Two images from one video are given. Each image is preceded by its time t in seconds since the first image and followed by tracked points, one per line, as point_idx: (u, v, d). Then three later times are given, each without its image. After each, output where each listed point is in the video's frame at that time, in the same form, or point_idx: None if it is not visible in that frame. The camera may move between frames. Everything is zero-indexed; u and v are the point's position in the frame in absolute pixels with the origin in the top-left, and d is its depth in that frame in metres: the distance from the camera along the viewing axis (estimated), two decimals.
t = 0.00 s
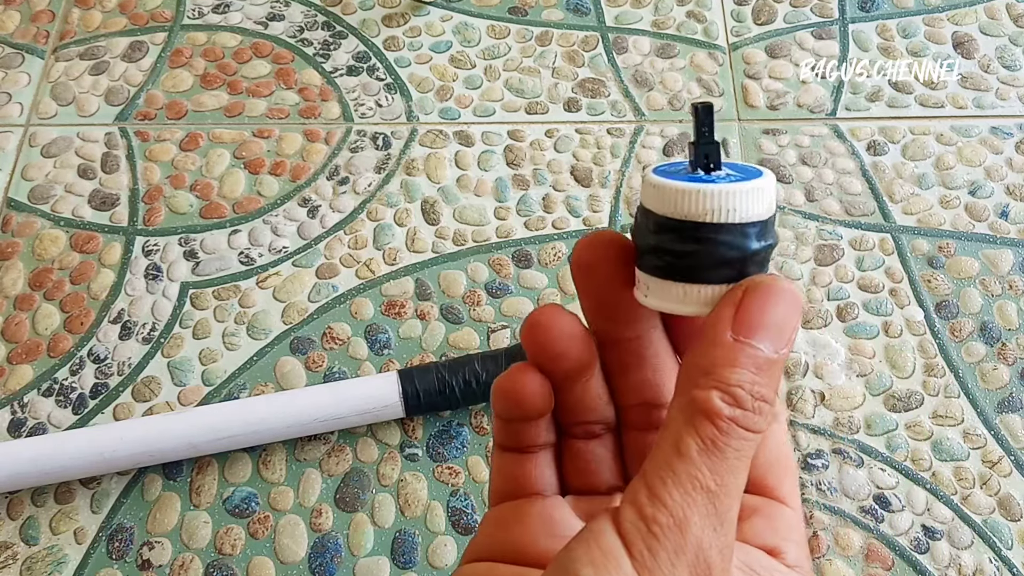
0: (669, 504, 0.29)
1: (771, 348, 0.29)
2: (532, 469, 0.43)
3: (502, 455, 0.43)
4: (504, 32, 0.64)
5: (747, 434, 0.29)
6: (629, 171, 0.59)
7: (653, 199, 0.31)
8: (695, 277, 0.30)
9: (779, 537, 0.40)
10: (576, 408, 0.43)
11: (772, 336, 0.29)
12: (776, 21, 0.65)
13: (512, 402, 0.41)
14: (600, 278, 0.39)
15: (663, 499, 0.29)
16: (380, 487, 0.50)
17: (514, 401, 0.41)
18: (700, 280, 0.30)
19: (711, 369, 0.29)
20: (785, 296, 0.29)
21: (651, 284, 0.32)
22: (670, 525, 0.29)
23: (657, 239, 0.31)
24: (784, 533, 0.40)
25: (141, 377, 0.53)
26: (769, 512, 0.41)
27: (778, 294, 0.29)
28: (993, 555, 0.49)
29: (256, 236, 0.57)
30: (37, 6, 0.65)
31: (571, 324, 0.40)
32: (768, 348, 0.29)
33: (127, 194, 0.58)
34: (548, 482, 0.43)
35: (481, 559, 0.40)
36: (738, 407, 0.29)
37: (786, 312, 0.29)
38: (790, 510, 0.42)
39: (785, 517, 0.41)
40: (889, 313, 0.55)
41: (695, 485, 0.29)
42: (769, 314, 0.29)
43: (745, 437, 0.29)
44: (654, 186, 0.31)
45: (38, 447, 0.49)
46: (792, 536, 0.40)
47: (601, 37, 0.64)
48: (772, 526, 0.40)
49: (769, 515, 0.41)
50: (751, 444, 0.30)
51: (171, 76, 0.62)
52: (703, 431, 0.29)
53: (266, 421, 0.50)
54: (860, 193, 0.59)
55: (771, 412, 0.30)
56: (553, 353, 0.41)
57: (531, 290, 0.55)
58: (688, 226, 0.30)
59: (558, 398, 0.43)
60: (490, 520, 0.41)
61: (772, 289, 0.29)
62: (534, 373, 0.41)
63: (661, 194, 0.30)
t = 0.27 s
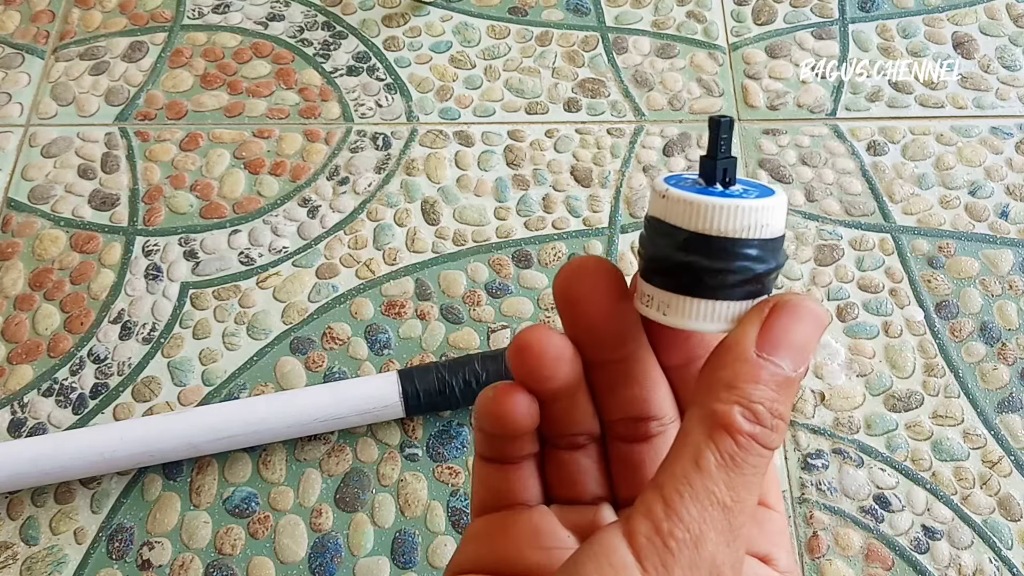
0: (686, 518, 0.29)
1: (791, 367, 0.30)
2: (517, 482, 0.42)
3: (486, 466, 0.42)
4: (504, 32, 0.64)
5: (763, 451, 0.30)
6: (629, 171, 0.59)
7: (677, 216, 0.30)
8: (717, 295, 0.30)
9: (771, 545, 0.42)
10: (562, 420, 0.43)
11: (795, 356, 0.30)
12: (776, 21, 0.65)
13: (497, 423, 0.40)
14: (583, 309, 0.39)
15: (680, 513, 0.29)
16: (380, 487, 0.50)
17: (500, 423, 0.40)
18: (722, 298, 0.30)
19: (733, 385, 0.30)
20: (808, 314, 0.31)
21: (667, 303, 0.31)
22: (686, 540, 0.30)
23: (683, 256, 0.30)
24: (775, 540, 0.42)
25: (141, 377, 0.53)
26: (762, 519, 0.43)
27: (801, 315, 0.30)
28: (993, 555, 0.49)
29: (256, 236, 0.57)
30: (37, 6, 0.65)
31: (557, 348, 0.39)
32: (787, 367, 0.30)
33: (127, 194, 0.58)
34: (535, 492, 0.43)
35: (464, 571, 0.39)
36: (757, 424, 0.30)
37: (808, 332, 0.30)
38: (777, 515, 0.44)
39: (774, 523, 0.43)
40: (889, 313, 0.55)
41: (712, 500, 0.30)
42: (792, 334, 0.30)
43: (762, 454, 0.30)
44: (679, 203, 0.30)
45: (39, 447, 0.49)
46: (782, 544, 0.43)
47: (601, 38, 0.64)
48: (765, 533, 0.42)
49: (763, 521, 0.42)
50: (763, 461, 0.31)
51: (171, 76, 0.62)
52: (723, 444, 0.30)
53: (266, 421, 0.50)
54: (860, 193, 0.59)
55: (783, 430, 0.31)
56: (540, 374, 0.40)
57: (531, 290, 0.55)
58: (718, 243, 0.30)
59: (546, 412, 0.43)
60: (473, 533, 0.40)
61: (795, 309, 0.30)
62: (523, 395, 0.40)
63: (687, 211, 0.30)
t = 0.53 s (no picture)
0: (684, 522, 0.30)
1: (789, 369, 0.31)
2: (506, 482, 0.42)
3: (474, 466, 0.42)
4: (504, 32, 0.64)
5: (760, 453, 0.31)
6: (629, 171, 0.59)
7: (684, 215, 0.30)
8: (720, 296, 0.30)
9: (765, 545, 0.41)
10: (552, 421, 0.43)
11: (795, 358, 0.30)
12: (776, 21, 0.65)
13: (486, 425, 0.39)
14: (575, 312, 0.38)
15: (677, 516, 0.30)
16: (380, 487, 0.50)
17: (490, 426, 0.39)
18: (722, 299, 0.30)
19: (733, 387, 0.30)
20: (808, 316, 0.31)
21: (668, 303, 0.31)
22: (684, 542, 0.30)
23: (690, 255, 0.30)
24: (768, 540, 0.42)
25: (141, 377, 0.53)
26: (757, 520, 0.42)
27: (799, 316, 0.31)
28: (993, 555, 0.49)
29: (256, 236, 0.57)
30: (37, 6, 0.65)
31: (548, 352, 0.39)
32: (785, 368, 0.30)
33: (127, 194, 0.58)
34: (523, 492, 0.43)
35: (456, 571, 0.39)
36: (756, 426, 0.30)
37: (807, 334, 0.31)
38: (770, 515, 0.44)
39: (768, 523, 0.43)
40: (889, 313, 0.55)
41: (711, 502, 0.30)
42: (792, 336, 0.30)
43: (760, 456, 0.31)
44: (687, 202, 0.30)
45: (39, 447, 0.49)
46: (775, 544, 0.42)
47: (601, 38, 0.64)
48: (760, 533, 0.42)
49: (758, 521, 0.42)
50: (760, 464, 0.31)
51: (171, 76, 0.62)
52: (721, 445, 0.30)
53: (266, 422, 0.50)
54: (860, 193, 0.59)
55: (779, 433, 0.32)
56: (530, 378, 0.40)
57: (531, 290, 0.55)
58: (725, 244, 0.29)
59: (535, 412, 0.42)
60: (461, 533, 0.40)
61: (795, 310, 0.31)
62: (513, 400, 0.39)
63: (695, 211, 0.30)
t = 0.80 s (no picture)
0: (682, 516, 0.30)
1: (785, 365, 0.31)
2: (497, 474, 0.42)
3: (465, 457, 0.42)
4: (504, 32, 0.64)
5: (757, 449, 0.31)
6: (629, 171, 0.59)
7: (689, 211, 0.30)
8: (720, 292, 0.30)
9: (756, 538, 0.42)
10: (544, 413, 0.43)
11: (790, 355, 0.31)
12: (776, 21, 0.65)
13: (479, 418, 0.39)
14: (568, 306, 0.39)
15: (675, 510, 0.30)
16: (380, 487, 0.50)
17: (483, 419, 0.39)
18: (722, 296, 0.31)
19: (731, 382, 0.30)
20: (806, 314, 0.31)
21: (669, 297, 0.31)
22: (681, 537, 0.30)
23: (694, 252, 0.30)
24: (758, 534, 0.42)
25: (141, 377, 0.53)
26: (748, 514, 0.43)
27: (796, 314, 0.31)
28: (993, 555, 0.49)
29: (256, 236, 0.57)
30: (38, 7, 0.65)
31: (544, 349, 0.40)
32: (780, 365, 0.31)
33: (127, 194, 0.58)
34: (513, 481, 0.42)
35: (442, 561, 0.39)
36: (752, 422, 0.30)
37: (803, 332, 0.31)
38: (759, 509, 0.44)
39: (757, 516, 0.43)
40: (889, 313, 0.55)
41: (708, 496, 0.30)
42: (789, 334, 0.31)
43: (756, 452, 0.31)
44: (694, 198, 0.30)
45: (39, 447, 0.49)
46: (766, 538, 0.43)
47: (601, 38, 0.64)
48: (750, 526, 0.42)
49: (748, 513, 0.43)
50: (756, 460, 0.31)
51: (171, 76, 0.62)
52: (719, 440, 0.30)
53: (266, 422, 0.50)
54: (860, 193, 0.59)
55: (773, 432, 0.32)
56: (524, 374, 0.40)
57: (531, 290, 0.55)
58: (731, 242, 0.29)
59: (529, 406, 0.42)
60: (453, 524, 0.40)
61: (793, 309, 0.31)
62: (507, 394, 0.39)
63: (701, 207, 0.30)
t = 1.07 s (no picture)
0: (695, 526, 0.30)
1: (800, 369, 0.31)
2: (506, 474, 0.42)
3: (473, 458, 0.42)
4: (504, 32, 0.64)
5: (771, 455, 0.31)
6: (629, 171, 0.59)
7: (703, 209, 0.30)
8: (733, 293, 0.30)
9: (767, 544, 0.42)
10: (556, 413, 0.43)
11: (808, 360, 0.31)
12: (776, 21, 0.65)
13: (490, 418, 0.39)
14: (586, 303, 0.38)
15: (687, 518, 0.30)
16: (380, 487, 0.50)
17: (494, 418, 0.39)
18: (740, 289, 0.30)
19: (745, 387, 0.30)
20: (822, 318, 0.31)
21: (681, 297, 0.31)
22: (695, 546, 0.30)
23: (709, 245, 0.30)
24: (770, 540, 0.42)
25: (140, 377, 0.53)
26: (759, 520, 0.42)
27: (814, 318, 0.31)
28: (993, 555, 0.49)
29: (256, 236, 0.57)
30: (37, 6, 0.65)
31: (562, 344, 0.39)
32: (797, 368, 0.31)
33: (127, 194, 0.58)
34: (523, 483, 0.42)
35: (450, 561, 0.39)
36: (767, 428, 0.30)
37: (820, 338, 0.31)
38: (772, 512, 0.44)
39: (770, 521, 0.43)
40: (889, 313, 0.55)
41: (722, 504, 0.30)
42: (806, 338, 0.30)
43: (770, 459, 0.31)
44: (709, 197, 0.30)
45: (39, 447, 0.49)
46: (779, 543, 0.42)
47: (600, 37, 0.64)
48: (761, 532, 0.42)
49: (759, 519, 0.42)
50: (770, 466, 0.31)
51: (171, 76, 0.62)
52: (733, 446, 0.30)
53: (266, 421, 0.50)
54: (860, 193, 0.59)
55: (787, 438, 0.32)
56: (539, 372, 0.39)
57: (531, 290, 0.55)
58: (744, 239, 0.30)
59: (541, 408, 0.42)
60: (460, 525, 0.40)
61: (811, 314, 0.31)
62: (521, 394, 0.39)
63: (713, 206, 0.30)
